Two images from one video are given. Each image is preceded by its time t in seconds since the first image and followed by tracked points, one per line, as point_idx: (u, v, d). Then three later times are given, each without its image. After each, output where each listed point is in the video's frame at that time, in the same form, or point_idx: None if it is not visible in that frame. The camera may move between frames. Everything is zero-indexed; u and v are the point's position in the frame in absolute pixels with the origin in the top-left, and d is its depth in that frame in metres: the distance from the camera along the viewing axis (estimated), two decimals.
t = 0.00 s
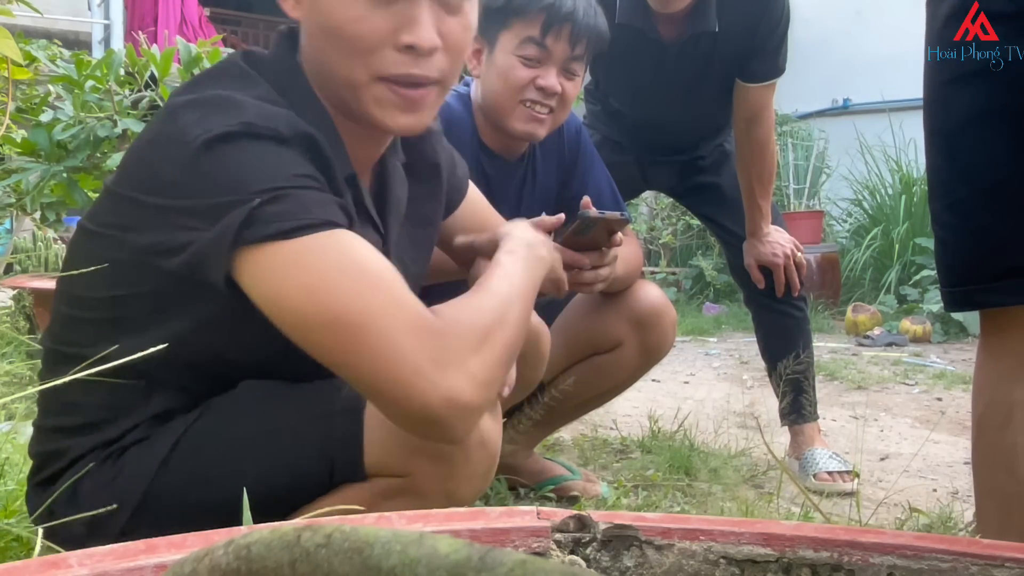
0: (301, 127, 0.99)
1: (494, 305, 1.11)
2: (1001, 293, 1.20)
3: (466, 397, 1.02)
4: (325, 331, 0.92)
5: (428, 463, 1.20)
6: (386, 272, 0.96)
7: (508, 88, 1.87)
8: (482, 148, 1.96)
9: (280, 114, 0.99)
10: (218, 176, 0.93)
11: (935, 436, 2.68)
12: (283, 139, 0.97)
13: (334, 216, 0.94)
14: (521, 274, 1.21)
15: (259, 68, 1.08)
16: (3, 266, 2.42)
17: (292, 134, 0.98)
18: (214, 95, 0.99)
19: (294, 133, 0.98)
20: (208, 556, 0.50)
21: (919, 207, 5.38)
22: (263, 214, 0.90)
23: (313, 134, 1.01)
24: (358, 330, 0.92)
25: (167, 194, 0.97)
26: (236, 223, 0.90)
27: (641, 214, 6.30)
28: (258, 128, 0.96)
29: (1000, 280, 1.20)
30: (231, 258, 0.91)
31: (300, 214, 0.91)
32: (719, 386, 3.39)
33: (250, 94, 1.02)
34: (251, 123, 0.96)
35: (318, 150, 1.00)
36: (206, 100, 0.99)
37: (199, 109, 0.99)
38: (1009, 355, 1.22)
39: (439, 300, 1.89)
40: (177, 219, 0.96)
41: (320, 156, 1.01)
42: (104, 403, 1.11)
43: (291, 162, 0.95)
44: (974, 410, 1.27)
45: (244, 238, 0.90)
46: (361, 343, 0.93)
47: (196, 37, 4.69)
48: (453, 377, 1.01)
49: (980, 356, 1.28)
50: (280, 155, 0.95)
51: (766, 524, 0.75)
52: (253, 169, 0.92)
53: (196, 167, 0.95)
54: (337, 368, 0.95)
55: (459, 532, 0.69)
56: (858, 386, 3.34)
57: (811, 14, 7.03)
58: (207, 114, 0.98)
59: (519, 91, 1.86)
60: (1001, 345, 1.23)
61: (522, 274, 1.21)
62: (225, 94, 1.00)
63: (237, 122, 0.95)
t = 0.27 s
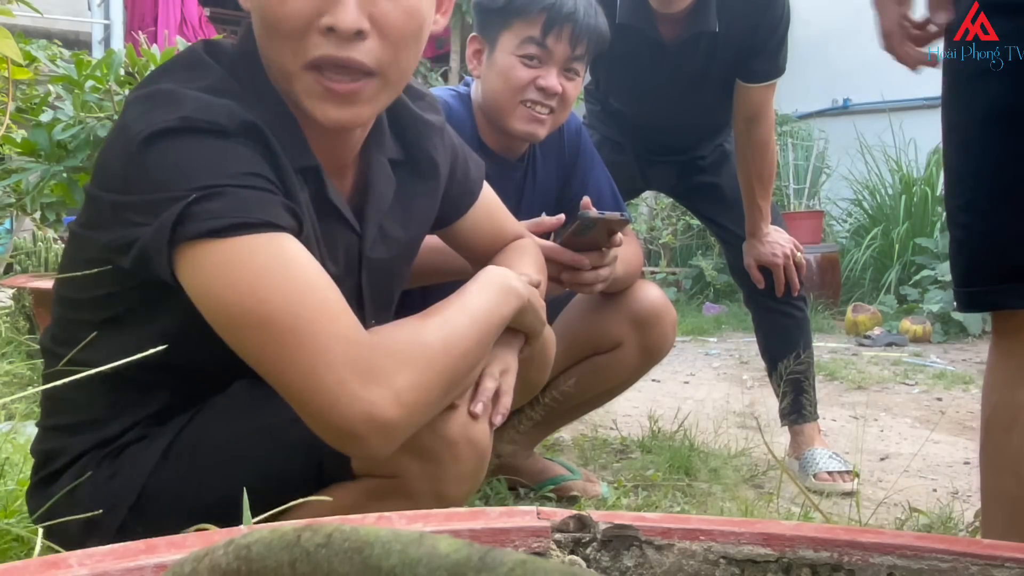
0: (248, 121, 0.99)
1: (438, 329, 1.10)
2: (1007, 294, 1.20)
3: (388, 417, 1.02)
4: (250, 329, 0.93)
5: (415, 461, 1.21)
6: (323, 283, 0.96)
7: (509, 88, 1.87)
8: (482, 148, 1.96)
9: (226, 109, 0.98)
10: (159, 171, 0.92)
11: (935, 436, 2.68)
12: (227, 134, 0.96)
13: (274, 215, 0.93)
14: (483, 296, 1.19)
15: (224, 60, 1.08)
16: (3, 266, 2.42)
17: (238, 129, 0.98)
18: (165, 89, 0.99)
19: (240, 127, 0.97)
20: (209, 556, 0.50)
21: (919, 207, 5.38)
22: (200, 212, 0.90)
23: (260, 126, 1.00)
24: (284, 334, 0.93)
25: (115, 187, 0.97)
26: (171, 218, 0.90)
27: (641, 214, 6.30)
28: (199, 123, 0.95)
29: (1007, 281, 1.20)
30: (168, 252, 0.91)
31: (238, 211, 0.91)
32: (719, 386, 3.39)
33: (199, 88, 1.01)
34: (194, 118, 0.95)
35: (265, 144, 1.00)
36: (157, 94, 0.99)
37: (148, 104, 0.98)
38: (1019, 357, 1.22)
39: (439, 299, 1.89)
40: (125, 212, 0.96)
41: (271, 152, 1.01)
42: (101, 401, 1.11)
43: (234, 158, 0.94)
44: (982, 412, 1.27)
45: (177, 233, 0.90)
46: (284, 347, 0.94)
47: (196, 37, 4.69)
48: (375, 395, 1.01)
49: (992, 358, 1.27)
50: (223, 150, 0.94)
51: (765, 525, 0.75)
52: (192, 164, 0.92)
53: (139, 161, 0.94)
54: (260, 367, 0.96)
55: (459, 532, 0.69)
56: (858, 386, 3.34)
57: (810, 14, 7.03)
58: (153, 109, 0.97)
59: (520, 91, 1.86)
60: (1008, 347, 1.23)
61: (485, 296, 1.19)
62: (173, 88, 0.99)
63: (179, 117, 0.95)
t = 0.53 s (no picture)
0: (257, 143, 0.98)
1: (443, 346, 1.09)
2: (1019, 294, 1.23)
3: (391, 443, 1.03)
4: (255, 356, 0.93)
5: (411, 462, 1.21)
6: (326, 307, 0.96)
7: (509, 89, 1.87)
8: (482, 147, 1.96)
9: (230, 129, 0.97)
10: (162, 193, 0.92)
11: (936, 436, 2.68)
12: (231, 156, 0.95)
13: (277, 242, 0.93)
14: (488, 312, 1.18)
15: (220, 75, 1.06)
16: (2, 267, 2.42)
17: (243, 150, 0.97)
18: (166, 107, 0.98)
19: (243, 147, 0.97)
20: (209, 556, 0.50)
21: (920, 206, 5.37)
22: (204, 238, 0.89)
23: (264, 146, 0.99)
24: (286, 362, 0.93)
25: (113, 205, 0.96)
26: (175, 244, 0.89)
27: (641, 214, 6.29)
28: (202, 144, 0.94)
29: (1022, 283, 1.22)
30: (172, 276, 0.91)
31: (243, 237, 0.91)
32: (719, 386, 3.39)
33: (200, 105, 1.00)
34: (198, 139, 0.94)
35: (269, 165, 0.99)
36: (158, 111, 0.97)
37: (148, 122, 0.97)
38: None
39: (438, 299, 1.89)
40: (124, 231, 0.95)
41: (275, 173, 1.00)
42: (90, 411, 1.10)
43: (238, 182, 0.94)
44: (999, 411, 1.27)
45: (182, 258, 0.90)
46: (288, 374, 0.94)
47: (196, 37, 4.68)
48: (379, 421, 1.01)
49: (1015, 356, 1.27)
50: (228, 173, 0.94)
51: (766, 524, 0.75)
52: (195, 188, 0.91)
53: (140, 181, 0.93)
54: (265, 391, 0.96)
55: (459, 532, 0.69)
56: (858, 386, 3.34)
57: (810, 14, 7.03)
58: (155, 127, 0.96)
59: (521, 92, 1.86)
60: (1022, 347, 1.25)
61: (489, 305, 1.18)
62: (175, 106, 0.98)
63: (182, 138, 0.94)
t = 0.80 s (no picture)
0: (275, 118, 0.99)
1: (454, 333, 1.10)
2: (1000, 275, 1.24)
3: (394, 425, 1.02)
4: (264, 329, 0.93)
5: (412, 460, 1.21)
6: (338, 287, 0.96)
7: (509, 89, 1.87)
8: (482, 147, 1.96)
9: (247, 101, 0.98)
10: (180, 163, 0.92)
11: (935, 436, 2.68)
12: (250, 126, 0.96)
13: (294, 215, 0.94)
14: (497, 306, 1.18)
15: (234, 49, 1.07)
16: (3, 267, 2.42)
17: (261, 123, 0.97)
18: (183, 80, 0.98)
19: (260, 119, 0.98)
20: (208, 556, 0.50)
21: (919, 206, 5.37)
22: (223, 207, 0.89)
23: (281, 118, 1.00)
24: (294, 337, 0.93)
25: (129, 179, 0.96)
26: (193, 212, 0.89)
27: (641, 214, 6.29)
28: (221, 115, 0.95)
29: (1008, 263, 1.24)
30: (186, 248, 0.90)
31: (259, 210, 0.91)
32: (719, 386, 3.39)
33: (217, 78, 1.00)
34: (218, 111, 0.95)
35: (286, 137, 1.00)
36: (175, 85, 0.98)
37: (165, 96, 0.97)
38: None
39: (439, 299, 1.89)
40: (138, 206, 0.95)
41: (291, 147, 1.01)
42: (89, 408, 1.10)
43: (257, 153, 0.94)
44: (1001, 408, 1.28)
45: (198, 229, 0.90)
46: (296, 348, 0.94)
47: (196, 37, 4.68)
48: (383, 402, 1.01)
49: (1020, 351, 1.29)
50: (246, 144, 0.94)
51: (766, 524, 0.75)
52: (215, 158, 0.91)
53: (158, 152, 0.94)
54: (270, 365, 0.96)
55: (459, 532, 0.69)
56: (858, 386, 3.34)
57: (811, 14, 7.03)
58: (171, 100, 0.96)
59: (521, 92, 1.86)
60: None
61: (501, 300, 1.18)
62: (192, 79, 0.98)
63: (202, 108, 0.94)
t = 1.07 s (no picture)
0: (281, 123, 0.99)
1: (454, 331, 1.10)
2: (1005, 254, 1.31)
3: (390, 420, 1.02)
4: (260, 322, 0.93)
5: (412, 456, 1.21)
6: (334, 282, 0.96)
7: (509, 89, 1.87)
8: (482, 147, 1.96)
9: (254, 105, 0.98)
10: (185, 163, 0.92)
11: (935, 436, 2.68)
12: (255, 129, 0.96)
13: (296, 216, 0.94)
14: (494, 304, 1.17)
15: (241, 54, 1.07)
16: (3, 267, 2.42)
17: (267, 127, 0.98)
18: (192, 83, 0.99)
19: (266, 121, 0.98)
20: (209, 556, 0.50)
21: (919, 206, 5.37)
22: (226, 206, 0.90)
23: (287, 122, 1.00)
24: (293, 333, 0.93)
25: (136, 180, 0.96)
26: (196, 212, 0.89)
27: (641, 214, 6.30)
28: (228, 117, 0.95)
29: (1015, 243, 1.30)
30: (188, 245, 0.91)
31: (260, 208, 0.91)
32: (719, 386, 3.39)
33: (227, 82, 1.01)
34: (226, 114, 0.95)
35: (291, 141, 1.00)
36: (183, 88, 0.99)
37: (173, 98, 0.98)
38: None
39: (439, 299, 1.90)
40: (145, 208, 0.95)
41: (296, 152, 1.01)
42: (94, 403, 1.11)
43: (262, 155, 0.95)
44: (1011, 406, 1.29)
45: (200, 228, 0.90)
46: (292, 342, 0.94)
47: (196, 37, 4.68)
48: (379, 397, 1.01)
49: None
50: (251, 146, 0.94)
51: (766, 524, 0.75)
52: (219, 159, 0.92)
53: (165, 154, 0.94)
54: (268, 360, 0.96)
55: (459, 532, 0.69)
56: (858, 386, 3.34)
57: (811, 14, 7.03)
58: (179, 102, 0.97)
59: (520, 92, 1.86)
60: None
61: (500, 298, 1.18)
62: (201, 82, 0.99)
63: (208, 111, 0.95)
